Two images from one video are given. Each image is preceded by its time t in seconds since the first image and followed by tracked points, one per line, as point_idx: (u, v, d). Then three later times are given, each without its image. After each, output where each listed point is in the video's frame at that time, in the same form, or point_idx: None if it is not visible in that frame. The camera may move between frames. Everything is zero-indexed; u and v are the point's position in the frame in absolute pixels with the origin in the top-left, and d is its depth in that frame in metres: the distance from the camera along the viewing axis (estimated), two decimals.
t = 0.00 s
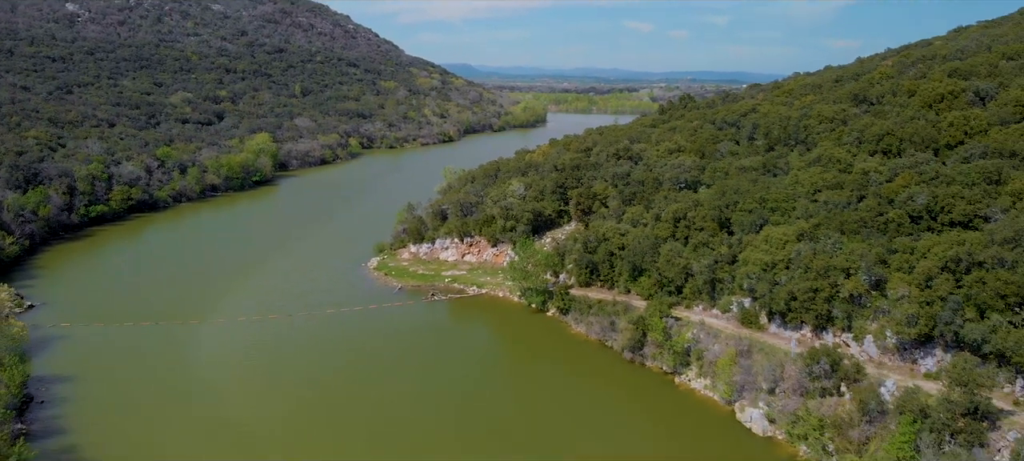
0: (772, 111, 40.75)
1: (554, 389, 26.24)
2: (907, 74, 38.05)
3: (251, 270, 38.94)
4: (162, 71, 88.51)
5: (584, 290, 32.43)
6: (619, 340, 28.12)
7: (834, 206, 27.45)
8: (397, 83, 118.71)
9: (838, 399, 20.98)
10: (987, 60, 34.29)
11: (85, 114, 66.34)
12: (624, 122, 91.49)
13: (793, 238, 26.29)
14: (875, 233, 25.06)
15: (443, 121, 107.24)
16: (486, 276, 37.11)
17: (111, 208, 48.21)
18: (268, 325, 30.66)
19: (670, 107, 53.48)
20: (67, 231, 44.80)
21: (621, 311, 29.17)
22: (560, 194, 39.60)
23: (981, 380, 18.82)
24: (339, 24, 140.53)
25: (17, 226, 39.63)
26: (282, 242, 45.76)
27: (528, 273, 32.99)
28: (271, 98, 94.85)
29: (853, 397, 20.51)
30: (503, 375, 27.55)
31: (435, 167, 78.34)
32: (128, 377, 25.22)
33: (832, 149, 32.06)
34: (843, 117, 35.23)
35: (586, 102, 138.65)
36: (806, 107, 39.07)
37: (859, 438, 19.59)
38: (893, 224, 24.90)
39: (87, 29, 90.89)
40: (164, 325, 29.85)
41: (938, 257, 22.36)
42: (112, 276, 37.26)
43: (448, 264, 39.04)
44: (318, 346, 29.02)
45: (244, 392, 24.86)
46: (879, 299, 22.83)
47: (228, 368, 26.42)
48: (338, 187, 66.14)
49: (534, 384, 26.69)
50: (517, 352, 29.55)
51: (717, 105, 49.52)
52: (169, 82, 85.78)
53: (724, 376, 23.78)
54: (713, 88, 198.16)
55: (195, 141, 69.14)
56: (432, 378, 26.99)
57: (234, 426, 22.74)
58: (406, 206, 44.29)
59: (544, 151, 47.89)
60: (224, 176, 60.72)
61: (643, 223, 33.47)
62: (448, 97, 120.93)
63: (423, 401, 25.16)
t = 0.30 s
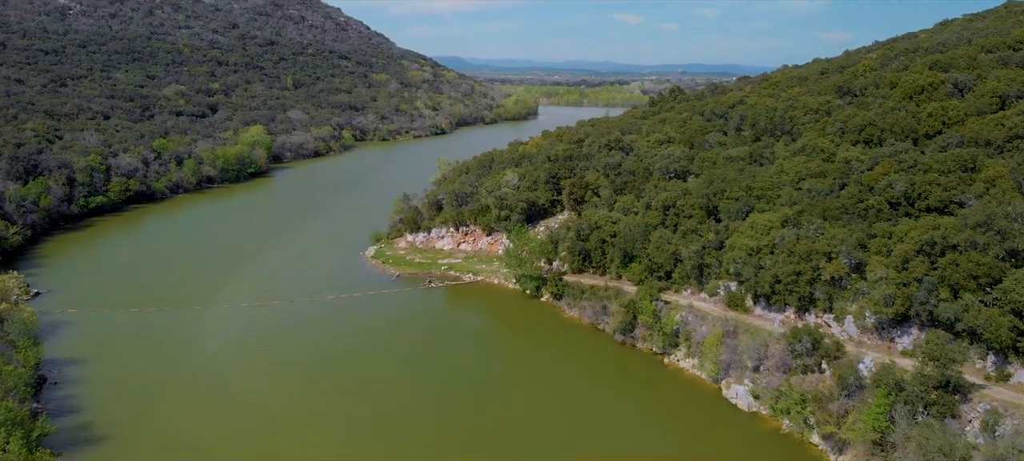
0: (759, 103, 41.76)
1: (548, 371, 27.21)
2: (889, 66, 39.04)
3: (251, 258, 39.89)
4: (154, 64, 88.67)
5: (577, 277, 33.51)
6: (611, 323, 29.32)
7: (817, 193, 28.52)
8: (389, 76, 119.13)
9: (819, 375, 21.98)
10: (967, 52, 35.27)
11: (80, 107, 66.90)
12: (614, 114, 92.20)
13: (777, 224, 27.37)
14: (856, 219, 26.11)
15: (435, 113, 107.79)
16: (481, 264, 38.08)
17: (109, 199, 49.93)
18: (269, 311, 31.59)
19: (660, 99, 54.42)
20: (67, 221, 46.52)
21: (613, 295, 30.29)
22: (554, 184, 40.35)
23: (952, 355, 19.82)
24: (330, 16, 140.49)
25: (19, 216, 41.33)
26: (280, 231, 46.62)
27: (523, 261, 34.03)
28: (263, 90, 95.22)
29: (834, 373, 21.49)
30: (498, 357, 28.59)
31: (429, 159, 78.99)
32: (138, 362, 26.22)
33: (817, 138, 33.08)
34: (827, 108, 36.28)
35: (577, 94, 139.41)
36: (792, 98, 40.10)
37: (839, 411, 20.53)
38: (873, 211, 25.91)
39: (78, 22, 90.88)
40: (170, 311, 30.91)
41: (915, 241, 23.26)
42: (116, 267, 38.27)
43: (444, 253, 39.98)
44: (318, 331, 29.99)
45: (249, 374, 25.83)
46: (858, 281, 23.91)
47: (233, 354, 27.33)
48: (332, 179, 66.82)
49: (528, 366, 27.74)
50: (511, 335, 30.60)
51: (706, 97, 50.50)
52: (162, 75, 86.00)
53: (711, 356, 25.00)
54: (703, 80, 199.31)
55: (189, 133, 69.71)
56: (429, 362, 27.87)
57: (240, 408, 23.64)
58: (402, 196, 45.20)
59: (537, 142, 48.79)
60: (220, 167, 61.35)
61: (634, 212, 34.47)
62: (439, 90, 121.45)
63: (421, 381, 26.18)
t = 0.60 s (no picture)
0: (751, 94, 42.73)
1: (547, 354, 28.17)
2: (878, 59, 39.94)
3: (255, 247, 40.91)
4: (151, 57, 89.13)
5: (574, 264, 34.56)
6: (607, 306, 30.42)
7: (806, 182, 29.53)
8: (385, 68, 119.66)
9: (805, 354, 23.04)
10: (954, 45, 36.17)
11: (81, 100, 67.62)
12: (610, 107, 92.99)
13: (767, 211, 28.43)
14: (842, 206, 27.14)
15: (431, 106, 108.42)
16: (480, 252, 39.11)
17: (113, 190, 51.15)
18: (276, 299, 32.55)
19: (655, 91, 55.33)
20: (72, 211, 47.76)
21: (609, 281, 31.37)
22: (551, 174, 41.39)
23: (931, 333, 20.83)
24: (326, 8, 140.66)
25: (26, 206, 42.55)
26: (282, 221, 47.67)
27: (521, 248, 35.05)
28: (260, 83, 95.77)
29: (819, 352, 22.53)
30: (497, 339, 29.75)
31: (426, 151, 79.77)
32: (150, 346, 27.19)
33: (806, 129, 34.07)
34: (817, 100, 37.28)
35: (573, 87, 140.15)
36: (783, 90, 41.04)
37: (824, 388, 21.57)
38: (859, 198, 26.92)
39: (75, 14, 91.19)
40: (180, 298, 31.97)
41: (898, 226, 24.24)
42: (124, 256, 39.29)
43: (444, 241, 40.99)
44: (323, 315, 31.14)
45: (259, 355, 27.01)
46: (844, 265, 24.96)
47: (243, 339, 28.28)
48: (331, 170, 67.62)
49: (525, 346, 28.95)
50: (508, 319, 31.79)
51: (700, 89, 51.43)
52: (159, 67, 86.46)
53: (703, 337, 26.12)
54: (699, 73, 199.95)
55: (189, 125, 70.48)
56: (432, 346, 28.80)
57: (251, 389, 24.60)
58: (402, 187, 46.15)
59: (535, 134, 49.70)
60: (221, 159, 62.14)
61: (629, 200, 35.46)
62: (435, 82, 122.06)
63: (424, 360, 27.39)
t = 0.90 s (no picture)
0: (747, 87, 43.59)
1: (548, 339, 29.07)
2: (872, 51, 40.78)
3: (262, 237, 41.94)
4: (152, 50, 89.66)
5: (574, 252, 35.55)
6: (606, 292, 31.44)
7: (798, 171, 30.47)
8: (384, 61, 120.20)
9: (796, 335, 24.03)
10: (944, 37, 37.03)
11: (85, 93, 68.36)
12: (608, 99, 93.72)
13: (760, 200, 29.41)
14: (833, 193, 28.10)
15: (431, 98, 109.04)
16: (482, 241, 40.09)
17: (120, 181, 52.30)
18: (284, 286, 33.49)
19: (653, 84, 56.17)
20: (81, 202, 48.94)
21: (607, 268, 32.36)
22: (551, 165, 42.29)
23: (915, 313, 21.84)
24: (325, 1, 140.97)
25: (36, 196, 43.68)
26: (287, 212, 48.66)
27: (522, 236, 35.96)
28: (261, 75, 96.41)
29: (809, 332, 23.54)
30: (498, 323, 30.79)
31: (426, 143, 80.56)
32: (165, 330, 28.12)
33: (800, 120, 34.99)
34: (811, 92, 38.19)
35: (571, 80, 140.81)
36: (778, 82, 41.88)
37: (814, 366, 22.56)
38: (849, 186, 27.88)
39: (76, 8, 91.67)
40: (191, 284, 32.98)
41: (886, 213, 25.18)
42: (134, 245, 40.37)
43: (447, 231, 41.95)
44: (330, 301, 32.17)
45: (269, 339, 28.06)
46: (834, 250, 25.96)
47: (253, 324, 29.26)
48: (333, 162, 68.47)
49: (525, 330, 30.00)
50: (509, 304, 32.83)
51: (697, 81, 52.29)
52: (161, 60, 87.06)
53: (698, 319, 27.17)
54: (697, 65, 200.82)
55: (192, 118, 71.29)
56: (437, 332, 29.69)
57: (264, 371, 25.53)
58: (404, 177, 47.07)
59: (535, 125, 50.54)
60: (224, 150, 62.97)
61: (627, 190, 36.40)
62: (434, 75, 122.63)
63: (428, 344, 28.44)
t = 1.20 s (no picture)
0: (745, 79, 44.41)
1: (551, 325, 29.90)
2: (867, 44, 41.54)
3: (270, 226, 42.92)
4: (155, 43, 90.22)
5: (575, 240, 36.49)
6: (606, 279, 32.41)
7: (793, 160, 31.37)
8: (385, 54, 120.77)
9: (789, 317, 24.97)
10: (936, 31, 37.85)
11: (90, 85, 69.15)
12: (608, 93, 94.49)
13: (756, 188, 30.33)
14: (826, 182, 28.99)
15: (432, 91, 109.71)
16: (485, 230, 41.03)
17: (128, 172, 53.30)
18: (293, 274, 34.40)
19: (652, 77, 56.95)
20: (90, 192, 49.98)
21: (608, 255, 33.30)
22: (552, 156, 43.17)
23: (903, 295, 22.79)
24: None
25: (48, 186, 44.70)
26: (293, 202, 49.62)
27: (523, 225, 36.75)
28: (263, 68, 97.09)
29: (801, 315, 24.50)
30: (500, 308, 31.76)
31: (428, 136, 81.36)
32: (180, 316, 29.03)
33: (795, 111, 35.86)
34: (807, 84, 39.05)
35: (571, 73, 141.39)
36: (775, 75, 42.70)
37: (805, 347, 23.50)
38: (842, 175, 28.77)
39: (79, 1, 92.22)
40: (203, 271, 33.98)
41: (876, 200, 26.07)
42: (146, 234, 41.39)
43: (450, 220, 42.87)
44: (336, 288, 33.14)
45: (280, 323, 29.06)
46: (826, 237, 26.88)
47: (264, 308, 30.27)
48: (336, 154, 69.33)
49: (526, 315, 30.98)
50: (511, 290, 33.79)
51: (696, 74, 53.09)
52: (164, 53, 87.72)
53: (695, 303, 28.18)
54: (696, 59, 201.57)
55: (197, 110, 72.10)
56: (443, 318, 30.55)
57: (276, 355, 26.45)
58: (408, 169, 47.96)
59: (536, 117, 51.36)
60: (229, 142, 63.81)
61: (627, 180, 37.29)
62: (435, 68, 123.23)
63: (433, 328, 29.43)
